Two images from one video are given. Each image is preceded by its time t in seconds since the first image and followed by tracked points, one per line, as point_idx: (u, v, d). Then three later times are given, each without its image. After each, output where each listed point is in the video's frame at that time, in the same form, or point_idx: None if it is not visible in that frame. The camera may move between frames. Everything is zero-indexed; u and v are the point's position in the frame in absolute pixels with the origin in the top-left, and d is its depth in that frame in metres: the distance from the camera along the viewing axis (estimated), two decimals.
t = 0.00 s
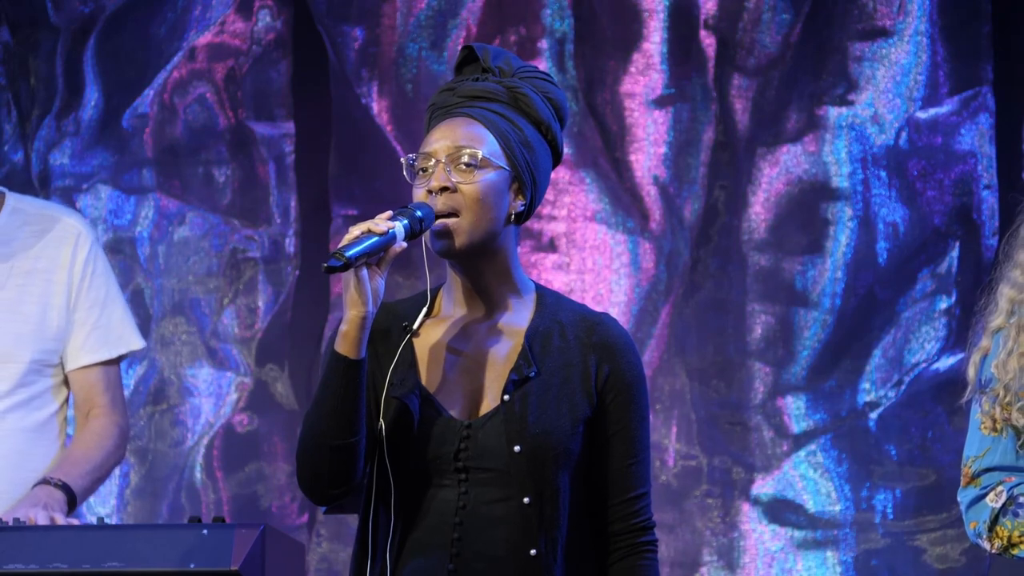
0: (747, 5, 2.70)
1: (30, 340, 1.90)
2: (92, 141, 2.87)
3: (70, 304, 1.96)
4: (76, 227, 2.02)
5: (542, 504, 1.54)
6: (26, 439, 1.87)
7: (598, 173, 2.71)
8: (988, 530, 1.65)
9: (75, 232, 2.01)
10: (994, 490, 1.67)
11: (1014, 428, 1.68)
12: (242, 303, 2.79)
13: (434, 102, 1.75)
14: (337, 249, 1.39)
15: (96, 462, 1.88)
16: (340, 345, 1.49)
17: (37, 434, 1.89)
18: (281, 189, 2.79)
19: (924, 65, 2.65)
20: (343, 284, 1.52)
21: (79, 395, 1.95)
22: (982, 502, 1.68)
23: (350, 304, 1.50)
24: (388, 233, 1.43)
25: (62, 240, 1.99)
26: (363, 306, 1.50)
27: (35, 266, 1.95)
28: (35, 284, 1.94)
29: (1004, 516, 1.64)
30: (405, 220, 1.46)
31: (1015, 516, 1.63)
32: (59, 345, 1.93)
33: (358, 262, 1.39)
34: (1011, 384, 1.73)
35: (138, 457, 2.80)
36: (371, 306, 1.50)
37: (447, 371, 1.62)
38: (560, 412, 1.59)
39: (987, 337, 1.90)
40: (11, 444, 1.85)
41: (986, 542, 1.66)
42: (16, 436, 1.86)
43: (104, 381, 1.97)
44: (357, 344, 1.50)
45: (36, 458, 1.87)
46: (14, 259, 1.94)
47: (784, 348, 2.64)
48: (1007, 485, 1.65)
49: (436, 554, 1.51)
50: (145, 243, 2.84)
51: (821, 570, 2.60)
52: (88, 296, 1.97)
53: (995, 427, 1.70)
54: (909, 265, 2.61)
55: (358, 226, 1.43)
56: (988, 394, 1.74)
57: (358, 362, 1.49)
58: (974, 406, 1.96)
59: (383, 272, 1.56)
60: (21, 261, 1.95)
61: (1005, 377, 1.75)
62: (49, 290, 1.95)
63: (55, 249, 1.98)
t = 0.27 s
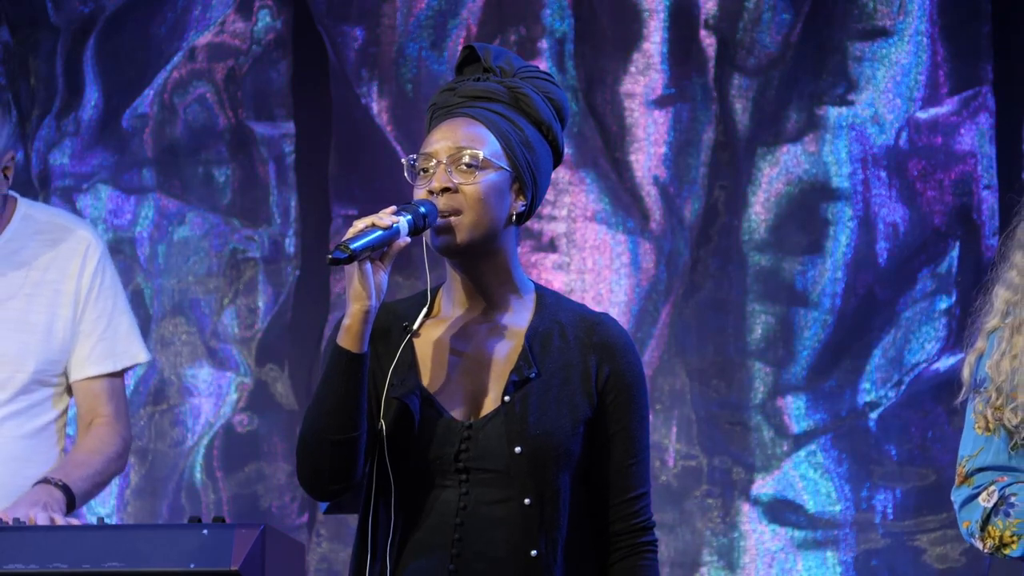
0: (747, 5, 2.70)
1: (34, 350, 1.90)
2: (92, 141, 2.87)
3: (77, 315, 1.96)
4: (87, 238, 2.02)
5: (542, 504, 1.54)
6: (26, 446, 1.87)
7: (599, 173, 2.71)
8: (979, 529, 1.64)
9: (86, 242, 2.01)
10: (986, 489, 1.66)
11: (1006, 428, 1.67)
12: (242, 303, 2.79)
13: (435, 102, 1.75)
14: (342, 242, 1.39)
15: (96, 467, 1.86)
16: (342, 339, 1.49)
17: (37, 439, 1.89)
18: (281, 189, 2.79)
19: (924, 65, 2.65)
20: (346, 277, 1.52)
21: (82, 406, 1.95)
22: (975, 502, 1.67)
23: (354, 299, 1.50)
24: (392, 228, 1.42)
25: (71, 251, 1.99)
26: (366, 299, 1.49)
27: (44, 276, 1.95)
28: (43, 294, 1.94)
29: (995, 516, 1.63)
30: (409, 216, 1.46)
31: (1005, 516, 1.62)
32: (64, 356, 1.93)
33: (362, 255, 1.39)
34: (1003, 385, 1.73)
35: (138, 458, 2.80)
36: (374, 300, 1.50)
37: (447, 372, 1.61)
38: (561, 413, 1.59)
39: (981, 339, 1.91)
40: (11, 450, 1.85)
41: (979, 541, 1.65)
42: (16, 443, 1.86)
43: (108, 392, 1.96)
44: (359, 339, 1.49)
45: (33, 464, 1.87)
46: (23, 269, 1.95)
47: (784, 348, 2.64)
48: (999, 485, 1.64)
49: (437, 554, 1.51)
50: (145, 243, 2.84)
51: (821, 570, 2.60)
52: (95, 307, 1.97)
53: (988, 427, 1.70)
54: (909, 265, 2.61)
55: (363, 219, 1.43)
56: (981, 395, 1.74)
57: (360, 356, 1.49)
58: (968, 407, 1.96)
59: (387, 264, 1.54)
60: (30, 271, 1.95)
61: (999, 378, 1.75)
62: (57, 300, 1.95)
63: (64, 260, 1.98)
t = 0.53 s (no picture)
0: (747, 5, 2.70)
1: (30, 352, 1.89)
2: (92, 141, 2.87)
3: (70, 314, 1.95)
4: (75, 235, 2.01)
5: (542, 505, 1.54)
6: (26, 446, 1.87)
7: (598, 173, 2.71)
8: (976, 529, 1.63)
9: (75, 239, 2.01)
10: (983, 489, 1.65)
11: (1004, 428, 1.67)
12: (242, 303, 2.79)
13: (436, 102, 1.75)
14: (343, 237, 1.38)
15: (96, 465, 1.87)
16: (343, 335, 1.49)
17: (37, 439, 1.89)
18: (281, 190, 2.79)
19: (924, 65, 2.65)
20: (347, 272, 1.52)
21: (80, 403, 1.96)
22: (972, 502, 1.66)
23: (355, 294, 1.50)
24: (393, 224, 1.42)
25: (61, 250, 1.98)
26: (368, 295, 1.49)
27: (35, 277, 1.94)
28: (35, 296, 1.93)
29: (991, 516, 1.62)
30: (411, 212, 1.46)
31: (1002, 516, 1.61)
32: (60, 355, 1.93)
33: (364, 250, 1.39)
34: (1000, 387, 1.73)
35: (138, 457, 2.80)
36: (375, 296, 1.50)
37: (448, 372, 1.61)
38: (561, 413, 1.59)
39: (982, 339, 1.91)
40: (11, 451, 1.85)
41: (977, 542, 1.64)
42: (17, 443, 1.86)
43: (106, 387, 1.96)
44: (360, 335, 1.49)
45: (34, 466, 1.87)
46: (14, 271, 1.94)
47: (784, 348, 2.64)
48: (996, 485, 1.64)
49: (437, 555, 1.51)
50: (145, 243, 2.84)
51: (821, 570, 2.60)
52: (88, 305, 1.96)
53: (986, 427, 1.70)
54: (909, 265, 2.61)
55: (364, 215, 1.42)
56: (978, 397, 1.74)
57: (361, 353, 1.49)
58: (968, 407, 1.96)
59: (388, 261, 1.54)
60: (21, 273, 1.94)
61: (997, 379, 1.75)
62: (49, 301, 1.94)
63: (54, 260, 1.97)
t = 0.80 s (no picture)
0: (747, 5, 2.70)
1: (16, 349, 1.89)
2: (92, 141, 2.87)
3: (47, 304, 1.94)
4: (36, 226, 1.98)
5: (543, 504, 1.54)
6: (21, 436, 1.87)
7: (598, 173, 2.71)
8: (979, 529, 1.64)
9: (37, 231, 1.97)
10: (986, 489, 1.66)
11: (1007, 428, 1.67)
12: (242, 303, 2.79)
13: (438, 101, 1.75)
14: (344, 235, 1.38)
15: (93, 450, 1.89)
16: (344, 334, 1.49)
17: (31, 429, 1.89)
18: (281, 190, 2.79)
19: (924, 65, 2.65)
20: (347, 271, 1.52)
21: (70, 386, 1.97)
22: (975, 501, 1.67)
23: (356, 293, 1.50)
24: (395, 223, 1.42)
25: (27, 243, 1.96)
26: (368, 295, 1.49)
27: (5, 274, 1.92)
28: (10, 293, 1.92)
29: (994, 515, 1.63)
30: (412, 212, 1.46)
31: (1004, 516, 1.62)
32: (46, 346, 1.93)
33: (365, 249, 1.38)
34: (1004, 387, 1.73)
35: (138, 457, 2.80)
36: (376, 295, 1.50)
37: (449, 372, 1.61)
38: (562, 413, 1.59)
39: (986, 338, 1.91)
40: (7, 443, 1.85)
41: (980, 541, 1.65)
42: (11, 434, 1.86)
43: (93, 366, 1.98)
44: (360, 334, 1.49)
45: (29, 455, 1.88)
46: None
47: (784, 348, 2.64)
48: (998, 485, 1.64)
49: (438, 554, 1.51)
50: (145, 243, 2.84)
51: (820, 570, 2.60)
52: (63, 291, 1.96)
53: (990, 427, 1.70)
54: (908, 265, 2.61)
55: (366, 214, 1.42)
56: (982, 397, 1.74)
57: (362, 352, 1.49)
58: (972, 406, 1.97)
59: (388, 261, 1.54)
60: None
61: (1000, 378, 1.75)
62: (25, 295, 1.93)
63: (21, 254, 1.95)
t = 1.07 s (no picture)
0: (747, 5, 2.70)
1: (11, 342, 1.88)
2: (92, 141, 2.87)
3: (40, 295, 1.93)
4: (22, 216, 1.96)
5: (549, 504, 1.54)
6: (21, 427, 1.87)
7: (598, 174, 2.71)
8: (984, 528, 1.64)
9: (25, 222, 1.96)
10: (992, 488, 1.66)
11: (1012, 426, 1.67)
12: (242, 303, 2.79)
13: (443, 101, 1.75)
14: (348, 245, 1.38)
15: (92, 441, 1.91)
16: (350, 342, 1.49)
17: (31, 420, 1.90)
18: (281, 190, 2.79)
19: (923, 65, 2.64)
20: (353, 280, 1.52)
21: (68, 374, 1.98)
22: (980, 500, 1.67)
23: (361, 301, 1.50)
24: (400, 232, 1.42)
25: (17, 235, 1.94)
26: (374, 303, 1.49)
27: None
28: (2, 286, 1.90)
29: (999, 514, 1.63)
30: (417, 220, 1.46)
31: (1010, 515, 1.62)
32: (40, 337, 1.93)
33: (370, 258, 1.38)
34: (1010, 385, 1.73)
35: (139, 457, 2.81)
36: (382, 303, 1.50)
37: (456, 373, 1.61)
38: (569, 413, 1.59)
39: (993, 337, 1.91)
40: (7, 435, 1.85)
41: (984, 540, 1.65)
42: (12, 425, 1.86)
43: (90, 354, 1.98)
44: (367, 342, 1.49)
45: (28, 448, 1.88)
46: None
47: (784, 348, 2.64)
48: (1004, 484, 1.64)
49: (444, 554, 1.51)
50: (145, 243, 2.84)
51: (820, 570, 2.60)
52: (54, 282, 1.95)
53: (995, 426, 1.70)
54: (908, 265, 2.61)
55: (370, 223, 1.42)
56: (987, 395, 1.74)
57: (368, 360, 1.49)
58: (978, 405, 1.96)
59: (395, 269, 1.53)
60: None
61: (1006, 377, 1.75)
62: (17, 287, 1.91)
63: (11, 246, 1.93)
